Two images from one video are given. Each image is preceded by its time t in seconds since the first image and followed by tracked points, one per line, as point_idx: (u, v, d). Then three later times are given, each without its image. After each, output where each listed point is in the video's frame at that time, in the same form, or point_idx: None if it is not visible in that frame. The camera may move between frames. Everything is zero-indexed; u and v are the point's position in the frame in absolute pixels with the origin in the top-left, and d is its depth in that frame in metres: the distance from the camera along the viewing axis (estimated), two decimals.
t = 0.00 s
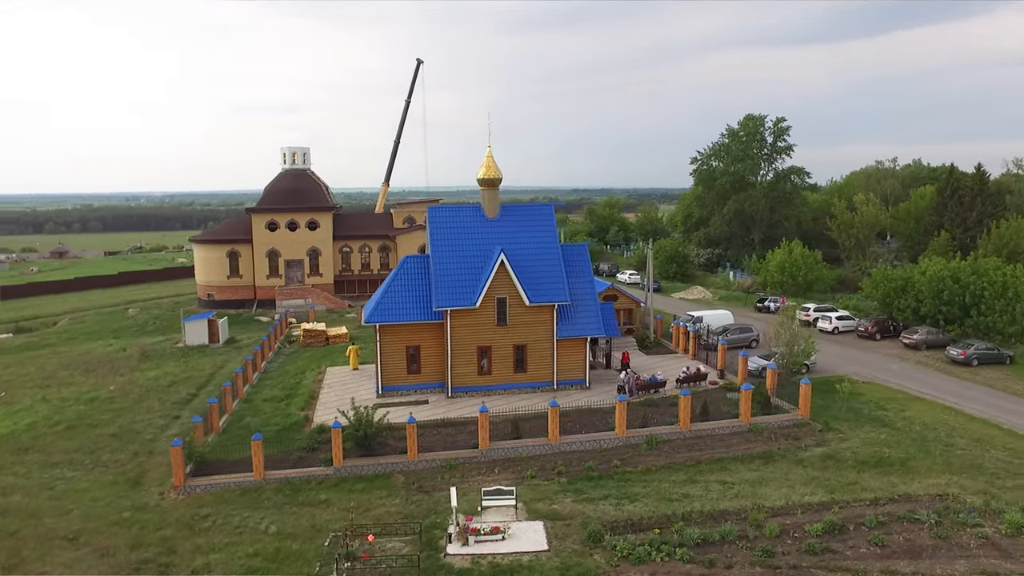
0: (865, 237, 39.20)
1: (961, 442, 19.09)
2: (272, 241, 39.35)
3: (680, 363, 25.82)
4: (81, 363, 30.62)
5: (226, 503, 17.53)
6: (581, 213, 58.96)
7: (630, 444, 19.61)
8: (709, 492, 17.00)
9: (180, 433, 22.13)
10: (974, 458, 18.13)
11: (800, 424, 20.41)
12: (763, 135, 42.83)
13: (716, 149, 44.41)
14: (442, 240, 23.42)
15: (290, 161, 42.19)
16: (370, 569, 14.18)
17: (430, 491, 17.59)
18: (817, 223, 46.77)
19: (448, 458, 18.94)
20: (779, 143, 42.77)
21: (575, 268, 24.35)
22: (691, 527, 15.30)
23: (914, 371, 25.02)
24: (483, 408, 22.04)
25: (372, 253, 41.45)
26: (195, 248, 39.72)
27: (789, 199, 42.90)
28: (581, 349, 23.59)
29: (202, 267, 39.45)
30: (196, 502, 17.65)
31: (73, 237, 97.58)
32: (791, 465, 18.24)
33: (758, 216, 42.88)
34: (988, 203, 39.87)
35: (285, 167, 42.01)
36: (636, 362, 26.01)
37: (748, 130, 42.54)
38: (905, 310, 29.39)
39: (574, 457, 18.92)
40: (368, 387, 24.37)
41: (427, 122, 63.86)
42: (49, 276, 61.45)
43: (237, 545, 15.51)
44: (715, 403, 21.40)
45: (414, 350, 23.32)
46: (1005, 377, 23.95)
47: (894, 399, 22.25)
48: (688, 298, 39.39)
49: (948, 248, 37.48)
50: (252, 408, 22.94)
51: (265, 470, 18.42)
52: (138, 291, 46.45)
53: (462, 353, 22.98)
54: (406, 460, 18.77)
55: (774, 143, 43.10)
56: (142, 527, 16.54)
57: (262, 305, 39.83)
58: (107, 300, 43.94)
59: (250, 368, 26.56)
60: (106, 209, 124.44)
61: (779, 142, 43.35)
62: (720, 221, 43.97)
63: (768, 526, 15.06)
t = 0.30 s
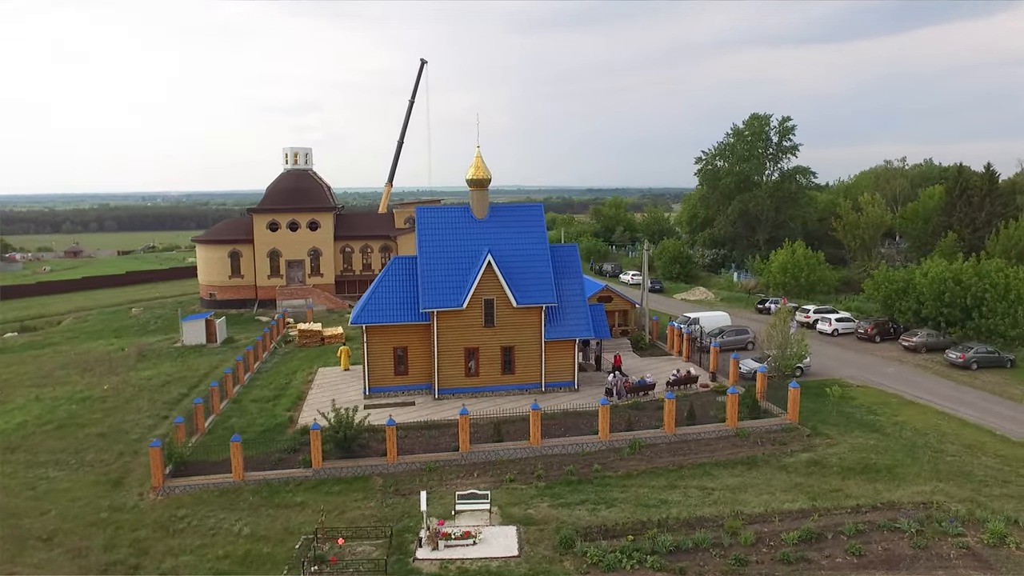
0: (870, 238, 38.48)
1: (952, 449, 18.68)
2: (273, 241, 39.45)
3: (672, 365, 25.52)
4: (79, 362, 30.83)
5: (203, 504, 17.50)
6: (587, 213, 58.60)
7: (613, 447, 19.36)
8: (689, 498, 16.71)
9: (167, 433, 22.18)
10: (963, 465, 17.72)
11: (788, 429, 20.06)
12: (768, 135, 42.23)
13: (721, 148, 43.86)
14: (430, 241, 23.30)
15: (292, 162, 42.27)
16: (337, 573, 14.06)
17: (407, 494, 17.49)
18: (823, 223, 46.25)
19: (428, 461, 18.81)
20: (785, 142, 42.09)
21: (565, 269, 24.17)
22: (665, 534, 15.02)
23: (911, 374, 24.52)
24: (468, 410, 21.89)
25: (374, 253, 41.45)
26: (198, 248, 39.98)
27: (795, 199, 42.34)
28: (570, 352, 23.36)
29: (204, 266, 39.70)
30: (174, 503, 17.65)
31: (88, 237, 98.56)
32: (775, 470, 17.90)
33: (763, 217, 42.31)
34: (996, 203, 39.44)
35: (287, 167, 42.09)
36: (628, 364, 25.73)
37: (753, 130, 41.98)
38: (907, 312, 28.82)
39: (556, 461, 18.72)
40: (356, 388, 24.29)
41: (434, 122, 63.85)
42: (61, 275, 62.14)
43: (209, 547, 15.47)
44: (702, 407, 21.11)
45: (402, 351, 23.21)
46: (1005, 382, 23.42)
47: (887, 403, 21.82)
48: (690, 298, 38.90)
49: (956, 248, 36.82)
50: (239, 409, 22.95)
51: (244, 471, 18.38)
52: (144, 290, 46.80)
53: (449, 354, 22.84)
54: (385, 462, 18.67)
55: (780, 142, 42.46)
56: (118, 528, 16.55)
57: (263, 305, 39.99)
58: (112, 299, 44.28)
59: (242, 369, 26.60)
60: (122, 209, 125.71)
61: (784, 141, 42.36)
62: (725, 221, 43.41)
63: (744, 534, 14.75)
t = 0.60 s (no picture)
0: (877, 238, 37.83)
1: (942, 456, 18.23)
2: (275, 242, 39.56)
3: (665, 368, 25.21)
4: (78, 362, 31.05)
5: (180, 506, 17.49)
6: (594, 214, 58.25)
7: (596, 452, 19.12)
8: (667, 505, 16.43)
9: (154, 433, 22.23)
10: (952, 474, 17.28)
11: (776, 434, 19.71)
12: (774, 135, 41.64)
13: (726, 148, 43.38)
14: (418, 242, 23.18)
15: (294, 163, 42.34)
16: None
17: (384, 498, 17.35)
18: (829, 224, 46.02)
19: (408, 464, 18.68)
20: (790, 142, 41.44)
21: (555, 271, 23.98)
22: (638, 542, 14.74)
23: (908, 380, 24.02)
24: (454, 413, 21.74)
25: (376, 254, 41.46)
26: (201, 248, 40.22)
27: (801, 200, 41.84)
28: (558, 354, 23.14)
29: (206, 267, 39.91)
30: (152, 505, 17.64)
31: (103, 237, 99.51)
32: (758, 477, 17.57)
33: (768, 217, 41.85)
34: (1006, 204, 38.97)
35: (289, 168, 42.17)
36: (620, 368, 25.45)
37: (759, 130, 41.40)
38: (908, 315, 28.25)
39: (537, 466, 18.52)
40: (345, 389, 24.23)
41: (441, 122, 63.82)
42: (73, 275, 62.78)
43: (180, 551, 15.43)
44: (690, 411, 20.77)
45: (389, 353, 23.11)
46: (1004, 387, 22.87)
47: (880, 409, 21.37)
48: (692, 300, 38.26)
49: (964, 250, 36.17)
50: (226, 410, 22.93)
51: (223, 473, 18.34)
52: (150, 290, 47.15)
53: (436, 357, 22.71)
54: (365, 465, 18.57)
55: (786, 142, 41.86)
56: (94, 529, 16.56)
57: (265, 305, 40.14)
58: (118, 299, 44.65)
59: (234, 370, 26.62)
60: (138, 209, 126.91)
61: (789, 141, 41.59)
62: (730, 221, 43.07)
63: (719, 544, 14.44)
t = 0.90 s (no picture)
0: (884, 240, 37.37)
1: (932, 465, 17.77)
2: (277, 242, 39.66)
3: (658, 372, 24.85)
4: (77, 362, 31.25)
5: (158, 508, 17.44)
6: (602, 214, 57.87)
7: (579, 458, 18.85)
8: (645, 513, 16.12)
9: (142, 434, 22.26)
10: (940, 483, 16.83)
11: (764, 441, 19.32)
12: (780, 134, 40.88)
13: (731, 148, 42.73)
14: (407, 244, 23.06)
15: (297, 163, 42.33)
16: None
17: (361, 503, 17.20)
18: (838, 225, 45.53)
19: (387, 468, 18.53)
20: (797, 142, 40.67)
21: (545, 273, 23.76)
22: (610, 551, 14.44)
23: (907, 385, 23.47)
24: (440, 415, 21.57)
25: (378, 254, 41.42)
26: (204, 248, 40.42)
27: (809, 200, 41.21)
28: (547, 357, 22.89)
29: (209, 267, 40.12)
30: (131, 507, 17.62)
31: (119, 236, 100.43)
32: (741, 485, 17.20)
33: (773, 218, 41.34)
34: (1018, 204, 38.25)
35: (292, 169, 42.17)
36: (612, 371, 25.12)
37: (765, 130, 40.66)
38: (910, 319, 27.68)
39: (517, 471, 18.29)
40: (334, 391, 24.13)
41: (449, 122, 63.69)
42: (86, 274, 63.38)
43: (151, 554, 15.36)
44: (677, 415, 20.43)
45: (377, 355, 22.98)
46: (1005, 394, 22.27)
47: (873, 415, 20.89)
48: (695, 302, 37.58)
49: (973, 252, 35.49)
50: (214, 411, 22.88)
51: (203, 475, 18.26)
52: (156, 290, 47.45)
53: (423, 359, 22.55)
54: (344, 469, 18.44)
55: (793, 142, 41.07)
56: (70, 531, 16.57)
57: (267, 306, 40.26)
58: (124, 299, 44.98)
59: (227, 370, 26.53)
60: (156, 208, 128.04)
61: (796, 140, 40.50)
62: (735, 222, 42.49)
63: (692, 554, 14.09)
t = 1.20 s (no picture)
0: (900, 242, 38.63)
1: (931, 477, 17.17)
2: (285, 242, 39.78)
3: (657, 377, 24.41)
4: (83, 362, 31.52)
5: (141, 510, 17.40)
6: (615, 215, 57.43)
7: (567, 464, 18.51)
8: (629, 522, 15.75)
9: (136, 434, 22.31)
10: (937, 496, 16.25)
11: (759, 449, 18.84)
12: (794, 134, 40.10)
13: (744, 149, 42.03)
14: (401, 246, 22.90)
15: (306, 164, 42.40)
16: None
17: (343, 507, 17.05)
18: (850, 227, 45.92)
19: (373, 472, 18.37)
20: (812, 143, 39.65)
21: (541, 275, 23.49)
22: (587, 562, 14.10)
23: (913, 391, 22.78)
24: (431, 419, 21.37)
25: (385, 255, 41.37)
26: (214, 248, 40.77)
27: (822, 201, 40.48)
28: (542, 361, 22.60)
29: (219, 267, 40.45)
30: (115, 508, 17.59)
31: (142, 236, 101.64)
32: (730, 495, 16.76)
33: (785, 220, 40.84)
34: None
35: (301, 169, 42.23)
36: (611, 376, 24.72)
37: (778, 130, 40.03)
38: (921, 324, 26.95)
39: (503, 477, 18.01)
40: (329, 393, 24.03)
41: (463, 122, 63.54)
42: (105, 274, 64.20)
43: (129, 557, 15.29)
44: (671, 421, 20.00)
45: (371, 358, 22.84)
46: (1014, 402, 21.52)
47: (874, 423, 20.28)
48: (705, 304, 36.79)
49: (991, 255, 34.80)
50: (209, 412, 22.84)
51: (188, 477, 18.18)
52: (170, 290, 47.85)
53: (416, 362, 22.39)
54: (330, 472, 18.31)
55: (807, 142, 40.22)
56: (52, 533, 16.57)
57: (275, 306, 40.44)
58: (137, 298, 45.40)
59: (227, 371, 26.51)
60: (180, 208, 129.52)
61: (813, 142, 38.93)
62: (747, 223, 41.81)
63: (671, 567, 13.68)
